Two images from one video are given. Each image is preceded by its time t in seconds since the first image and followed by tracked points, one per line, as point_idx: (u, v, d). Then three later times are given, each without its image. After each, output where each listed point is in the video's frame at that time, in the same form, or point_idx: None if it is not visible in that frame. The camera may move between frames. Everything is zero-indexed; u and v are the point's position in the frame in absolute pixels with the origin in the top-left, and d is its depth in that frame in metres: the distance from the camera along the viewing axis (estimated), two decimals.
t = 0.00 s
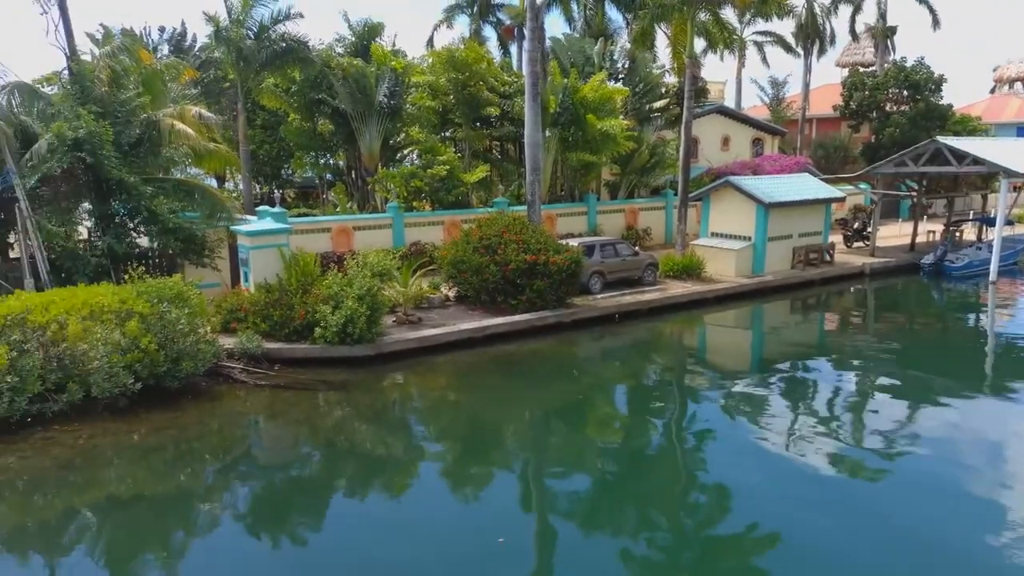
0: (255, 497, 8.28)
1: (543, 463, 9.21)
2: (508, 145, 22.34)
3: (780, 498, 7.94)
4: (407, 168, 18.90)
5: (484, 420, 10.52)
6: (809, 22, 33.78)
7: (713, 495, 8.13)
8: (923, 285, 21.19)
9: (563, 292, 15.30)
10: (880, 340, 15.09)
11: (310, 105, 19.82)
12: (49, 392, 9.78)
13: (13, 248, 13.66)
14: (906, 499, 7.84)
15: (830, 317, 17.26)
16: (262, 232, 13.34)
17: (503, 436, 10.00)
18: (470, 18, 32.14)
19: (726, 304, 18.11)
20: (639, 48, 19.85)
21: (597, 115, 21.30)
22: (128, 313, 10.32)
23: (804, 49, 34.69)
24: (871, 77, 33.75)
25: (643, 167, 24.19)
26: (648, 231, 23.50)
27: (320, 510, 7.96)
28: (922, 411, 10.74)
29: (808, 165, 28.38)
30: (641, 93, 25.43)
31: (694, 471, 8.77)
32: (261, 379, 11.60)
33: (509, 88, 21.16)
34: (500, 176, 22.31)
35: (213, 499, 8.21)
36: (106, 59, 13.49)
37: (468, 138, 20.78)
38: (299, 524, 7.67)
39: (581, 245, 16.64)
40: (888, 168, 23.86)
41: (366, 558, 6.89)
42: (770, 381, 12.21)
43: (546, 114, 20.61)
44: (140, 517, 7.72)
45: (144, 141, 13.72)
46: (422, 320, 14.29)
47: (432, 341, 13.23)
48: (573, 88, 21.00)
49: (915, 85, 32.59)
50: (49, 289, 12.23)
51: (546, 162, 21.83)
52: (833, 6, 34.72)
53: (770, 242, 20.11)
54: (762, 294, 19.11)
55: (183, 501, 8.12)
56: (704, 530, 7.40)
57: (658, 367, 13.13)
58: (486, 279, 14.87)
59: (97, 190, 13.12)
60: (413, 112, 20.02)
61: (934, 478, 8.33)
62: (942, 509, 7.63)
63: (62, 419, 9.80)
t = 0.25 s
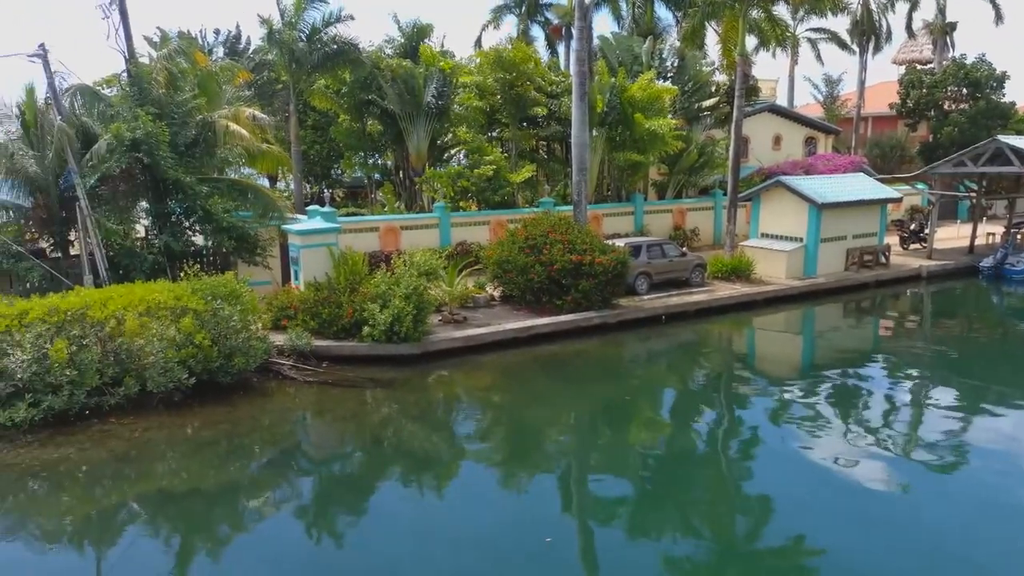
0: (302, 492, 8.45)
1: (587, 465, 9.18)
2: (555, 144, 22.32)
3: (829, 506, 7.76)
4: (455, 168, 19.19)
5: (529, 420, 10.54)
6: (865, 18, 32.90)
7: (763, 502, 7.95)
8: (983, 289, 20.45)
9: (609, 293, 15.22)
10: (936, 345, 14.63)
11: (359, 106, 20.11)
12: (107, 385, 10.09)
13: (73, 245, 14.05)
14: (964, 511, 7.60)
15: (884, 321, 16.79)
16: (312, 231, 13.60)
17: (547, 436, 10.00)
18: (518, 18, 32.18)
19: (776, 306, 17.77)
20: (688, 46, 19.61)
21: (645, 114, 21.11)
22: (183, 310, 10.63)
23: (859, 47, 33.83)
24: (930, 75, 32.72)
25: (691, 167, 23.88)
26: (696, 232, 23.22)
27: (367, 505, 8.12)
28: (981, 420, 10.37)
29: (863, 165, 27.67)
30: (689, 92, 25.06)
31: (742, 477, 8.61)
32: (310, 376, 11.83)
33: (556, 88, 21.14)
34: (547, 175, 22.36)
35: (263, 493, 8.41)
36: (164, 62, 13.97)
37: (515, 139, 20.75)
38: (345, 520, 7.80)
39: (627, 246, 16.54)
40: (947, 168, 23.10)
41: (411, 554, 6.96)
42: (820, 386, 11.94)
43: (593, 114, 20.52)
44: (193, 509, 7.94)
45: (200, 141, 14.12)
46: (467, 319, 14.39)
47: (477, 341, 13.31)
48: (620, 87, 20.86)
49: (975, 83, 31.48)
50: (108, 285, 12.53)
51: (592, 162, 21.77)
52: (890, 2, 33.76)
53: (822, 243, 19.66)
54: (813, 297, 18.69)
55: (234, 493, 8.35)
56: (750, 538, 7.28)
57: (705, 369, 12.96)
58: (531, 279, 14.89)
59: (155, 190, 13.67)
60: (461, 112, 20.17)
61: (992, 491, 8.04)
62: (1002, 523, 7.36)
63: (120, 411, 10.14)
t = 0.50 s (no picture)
0: (350, 487, 8.59)
1: (634, 467, 9.11)
2: (603, 143, 22.29)
3: (883, 518, 7.54)
4: (502, 168, 19.20)
5: (575, 421, 10.50)
6: (925, 14, 31.86)
7: (816, 510, 7.79)
8: None
9: (657, 294, 15.06)
10: (999, 351, 14.09)
11: (409, 107, 20.32)
12: (164, 378, 10.38)
13: (132, 242, 14.49)
14: None
15: (944, 325, 16.24)
16: (362, 230, 13.80)
17: (593, 437, 9.95)
18: (567, 18, 32.09)
19: (830, 309, 17.36)
20: (741, 44, 19.27)
21: (696, 113, 20.82)
22: (237, 307, 10.90)
23: (919, 43, 32.80)
24: (994, 71, 31.52)
25: (743, 166, 23.47)
26: (747, 232, 22.82)
27: (413, 502, 8.21)
28: None
29: (922, 164, 26.81)
30: (742, 90, 24.69)
31: (794, 484, 8.44)
32: (359, 373, 12.01)
33: (605, 87, 21.03)
34: (595, 175, 22.26)
35: (313, 487, 8.56)
36: (220, 64, 14.24)
37: (563, 138, 20.90)
38: (392, 516, 7.90)
39: (676, 246, 16.34)
40: (1012, 168, 22.22)
41: (458, 550, 7.03)
42: (875, 391, 11.61)
43: (643, 113, 20.33)
44: (246, 502, 8.14)
45: (255, 142, 14.46)
46: (514, 319, 14.41)
47: (524, 340, 13.32)
48: (670, 86, 20.62)
49: None
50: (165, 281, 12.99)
51: (641, 161, 21.59)
52: None
53: (879, 244, 19.11)
54: (869, 300, 18.18)
55: (286, 487, 8.53)
56: (800, 547, 7.13)
57: (756, 373, 12.73)
58: (578, 279, 14.84)
59: (211, 189, 14.02)
60: (509, 112, 20.21)
61: None
62: None
63: (176, 404, 10.44)
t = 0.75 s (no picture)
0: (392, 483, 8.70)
1: (675, 468, 9.05)
2: (645, 142, 22.12)
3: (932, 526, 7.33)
4: (544, 167, 19.24)
5: (614, 422, 10.45)
6: (980, 9, 30.90)
7: (862, 512, 7.68)
8: None
9: (699, 295, 14.88)
10: None
11: (451, 107, 20.44)
12: (210, 374, 10.61)
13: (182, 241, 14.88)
14: None
15: (997, 330, 15.75)
16: (403, 229, 13.93)
17: (633, 439, 9.88)
18: (610, 17, 31.93)
19: (877, 312, 16.96)
20: (787, 41, 18.94)
21: (740, 112, 20.54)
22: (281, 304, 11.11)
23: (973, 39, 31.83)
24: None
25: (788, 166, 23.06)
26: (792, 233, 22.42)
27: (452, 500, 8.27)
28: None
29: (975, 164, 26.03)
30: (788, 89, 24.33)
31: (841, 486, 8.33)
32: (400, 371, 12.13)
33: (648, 86, 20.87)
34: (636, 174, 22.08)
35: (355, 482, 8.70)
36: (267, 66, 14.66)
37: (604, 137, 20.89)
38: (431, 514, 7.97)
39: (718, 247, 16.14)
40: None
41: (495, 550, 7.06)
42: (924, 397, 11.30)
43: (686, 112, 20.10)
44: (290, 496, 8.30)
45: (300, 142, 14.71)
46: (553, 319, 14.39)
47: (563, 340, 13.30)
48: (715, 84, 20.39)
49: None
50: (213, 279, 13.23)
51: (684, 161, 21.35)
52: None
53: (929, 246, 18.60)
54: (918, 303, 17.72)
55: (328, 482, 8.67)
56: (844, 553, 6.98)
57: (800, 376, 12.51)
58: (619, 280, 14.75)
59: (256, 189, 14.27)
60: (551, 111, 20.21)
61: None
62: None
63: (221, 400, 10.66)
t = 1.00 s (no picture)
0: (437, 480, 8.79)
1: (722, 472, 8.92)
2: (694, 141, 21.79)
3: (990, 538, 7.08)
4: (591, 167, 19.16)
5: (659, 424, 10.36)
6: None
7: (915, 519, 7.50)
8: None
9: (749, 296, 14.63)
10: None
11: (498, 107, 20.51)
12: (261, 369, 10.87)
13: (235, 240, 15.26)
14: None
15: None
16: (449, 229, 14.04)
17: (678, 441, 9.78)
18: (659, 14, 31.62)
19: (935, 316, 16.43)
20: (842, 38, 18.46)
21: (793, 110, 20.12)
22: (330, 302, 11.30)
23: None
24: None
25: (842, 165, 22.49)
26: (846, 234, 21.87)
27: (496, 498, 8.32)
28: None
29: None
30: (843, 86, 23.70)
31: (894, 492, 8.12)
32: (445, 369, 12.22)
33: (697, 85, 20.56)
34: (685, 174, 21.78)
35: (401, 478, 8.82)
36: (320, 68, 14.91)
37: (652, 136, 20.71)
38: (475, 512, 8.03)
39: (768, 248, 15.84)
40: None
41: (539, 549, 7.07)
42: (984, 403, 10.91)
43: (737, 110, 19.72)
44: (337, 491, 8.45)
45: (350, 143, 14.90)
46: (599, 319, 14.32)
47: (609, 341, 13.23)
48: (766, 82, 20.01)
49: None
50: (265, 276, 13.52)
51: (734, 161, 21.00)
52: None
53: (990, 249, 17.93)
54: (978, 307, 17.11)
55: (374, 478, 8.80)
56: (896, 562, 6.80)
57: (852, 381, 12.20)
58: (666, 280, 14.61)
59: (307, 189, 14.60)
60: (598, 110, 20.13)
61: None
62: None
63: (272, 395, 10.90)
